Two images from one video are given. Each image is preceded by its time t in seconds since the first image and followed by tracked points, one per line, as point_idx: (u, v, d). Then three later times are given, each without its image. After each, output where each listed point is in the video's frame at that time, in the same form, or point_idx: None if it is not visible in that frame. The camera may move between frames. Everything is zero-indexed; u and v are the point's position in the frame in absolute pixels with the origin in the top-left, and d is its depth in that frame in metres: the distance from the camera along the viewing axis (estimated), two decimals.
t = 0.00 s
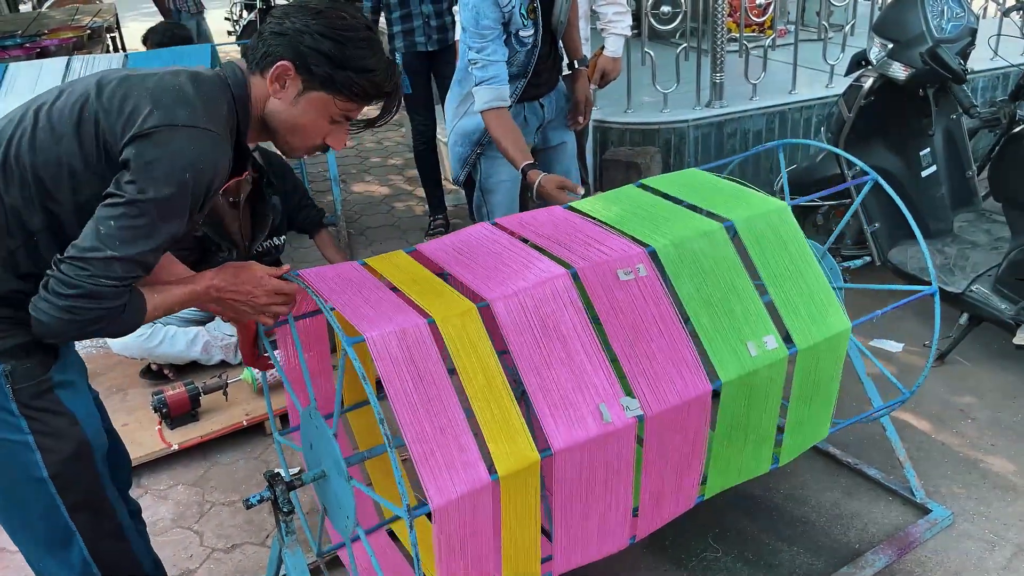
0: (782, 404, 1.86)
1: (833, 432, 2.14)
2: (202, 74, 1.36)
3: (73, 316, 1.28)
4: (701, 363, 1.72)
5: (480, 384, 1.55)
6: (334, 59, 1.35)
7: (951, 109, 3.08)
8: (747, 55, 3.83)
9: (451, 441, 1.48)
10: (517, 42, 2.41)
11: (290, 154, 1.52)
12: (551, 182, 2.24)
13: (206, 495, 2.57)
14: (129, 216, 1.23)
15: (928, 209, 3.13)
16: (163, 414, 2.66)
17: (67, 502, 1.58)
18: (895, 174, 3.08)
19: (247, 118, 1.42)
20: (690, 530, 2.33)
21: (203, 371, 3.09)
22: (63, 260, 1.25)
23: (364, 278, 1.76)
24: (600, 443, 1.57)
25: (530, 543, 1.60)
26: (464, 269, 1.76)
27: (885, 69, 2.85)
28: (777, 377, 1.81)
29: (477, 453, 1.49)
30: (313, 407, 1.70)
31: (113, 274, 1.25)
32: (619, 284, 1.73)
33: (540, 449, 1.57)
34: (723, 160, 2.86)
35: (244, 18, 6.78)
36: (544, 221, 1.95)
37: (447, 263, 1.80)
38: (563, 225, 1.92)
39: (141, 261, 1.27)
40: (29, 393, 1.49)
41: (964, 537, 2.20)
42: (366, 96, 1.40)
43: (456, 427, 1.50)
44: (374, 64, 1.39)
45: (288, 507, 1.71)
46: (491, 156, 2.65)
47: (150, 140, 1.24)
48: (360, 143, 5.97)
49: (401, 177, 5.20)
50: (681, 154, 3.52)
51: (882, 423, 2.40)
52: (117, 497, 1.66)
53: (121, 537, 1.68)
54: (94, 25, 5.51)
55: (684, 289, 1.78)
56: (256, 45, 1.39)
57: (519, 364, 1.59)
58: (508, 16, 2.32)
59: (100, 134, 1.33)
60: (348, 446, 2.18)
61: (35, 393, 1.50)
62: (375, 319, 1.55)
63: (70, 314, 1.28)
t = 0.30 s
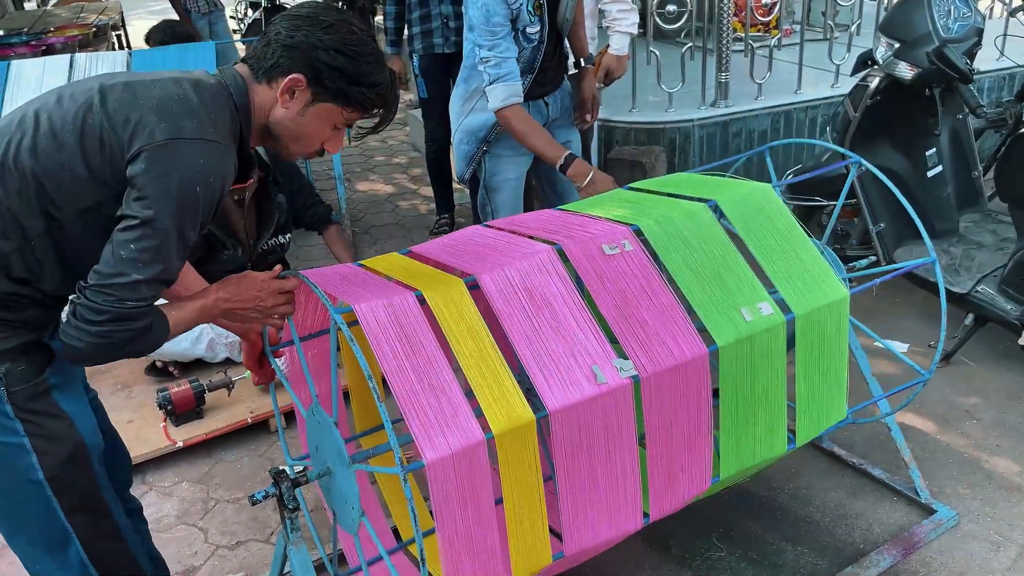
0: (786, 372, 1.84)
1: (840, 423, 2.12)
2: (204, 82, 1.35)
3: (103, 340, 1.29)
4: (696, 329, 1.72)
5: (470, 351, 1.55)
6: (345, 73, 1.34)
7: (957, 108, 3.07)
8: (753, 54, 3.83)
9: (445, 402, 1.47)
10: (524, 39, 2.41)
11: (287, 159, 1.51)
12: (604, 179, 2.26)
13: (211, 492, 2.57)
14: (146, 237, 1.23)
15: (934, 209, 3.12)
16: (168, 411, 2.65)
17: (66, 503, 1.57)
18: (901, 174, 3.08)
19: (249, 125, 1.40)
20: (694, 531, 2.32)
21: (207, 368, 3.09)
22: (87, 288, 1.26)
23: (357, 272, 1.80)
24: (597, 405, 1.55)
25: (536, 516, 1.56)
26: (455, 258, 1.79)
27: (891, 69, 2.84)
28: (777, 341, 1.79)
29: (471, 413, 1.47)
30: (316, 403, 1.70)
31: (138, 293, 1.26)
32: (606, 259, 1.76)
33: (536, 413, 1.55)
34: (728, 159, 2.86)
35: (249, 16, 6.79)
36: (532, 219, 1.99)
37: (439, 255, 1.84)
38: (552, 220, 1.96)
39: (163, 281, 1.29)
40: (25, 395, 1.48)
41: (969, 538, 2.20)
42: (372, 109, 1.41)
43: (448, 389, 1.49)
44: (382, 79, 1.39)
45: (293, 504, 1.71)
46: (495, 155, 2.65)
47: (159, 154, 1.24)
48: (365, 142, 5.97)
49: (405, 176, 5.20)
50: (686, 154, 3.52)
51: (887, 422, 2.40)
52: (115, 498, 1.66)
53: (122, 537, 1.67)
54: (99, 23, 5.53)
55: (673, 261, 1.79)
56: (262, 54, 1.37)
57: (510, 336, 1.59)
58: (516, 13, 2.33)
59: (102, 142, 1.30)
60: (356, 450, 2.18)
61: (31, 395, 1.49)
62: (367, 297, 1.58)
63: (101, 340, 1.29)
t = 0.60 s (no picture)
0: (786, 371, 1.84)
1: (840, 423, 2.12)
2: (206, 81, 1.36)
3: (110, 341, 1.28)
4: (696, 328, 1.72)
5: (472, 348, 1.56)
6: (357, 91, 1.36)
7: (960, 110, 3.07)
8: (756, 54, 3.83)
9: (446, 399, 1.47)
10: (521, 23, 2.40)
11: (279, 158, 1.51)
12: (584, 162, 2.29)
13: (213, 488, 2.58)
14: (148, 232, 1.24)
15: (936, 210, 3.13)
16: (171, 407, 2.68)
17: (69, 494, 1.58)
18: (903, 174, 3.08)
19: (250, 122, 1.40)
20: (694, 529, 2.33)
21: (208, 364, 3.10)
22: (89, 291, 1.26)
23: (358, 269, 1.81)
24: (597, 403, 1.56)
25: (536, 513, 1.57)
26: (457, 256, 1.80)
27: (894, 69, 2.84)
28: (778, 340, 1.80)
29: (472, 410, 1.48)
30: (318, 399, 1.71)
31: (139, 289, 1.26)
32: (608, 258, 1.76)
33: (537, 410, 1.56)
34: (730, 158, 2.86)
35: (254, 15, 6.81)
36: (534, 217, 2.00)
37: (442, 253, 1.85)
38: (555, 218, 1.97)
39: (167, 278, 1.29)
40: (27, 387, 1.49)
41: (969, 537, 2.20)
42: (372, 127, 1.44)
43: (449, 386, 1.49)
44: (388, 103, 1.42)
45: (294, 499, 1.72)
46: (497, 155, 2.67)
47: (161, 151, 1.25)
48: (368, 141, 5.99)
49: (408, 175, 5.21)
50: (689, 153, 3.52)
51: (887, 422, 2.40)
52: (116, 491, 1.66)
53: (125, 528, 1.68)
54: (104, 21, 5.54)
55: (674, 260, 1.80)
56: (277, 54, 1.37)
57: (513, 333, 1.60)
58: None
59: (101, 137, 1.31)
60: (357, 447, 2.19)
61: (34, 387, 1.50)
62: (370, 293, 1.59)
63: (105, 340, 1.28)
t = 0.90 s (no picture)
0: (787, 371, 1.85)
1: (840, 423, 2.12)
2: (206, 82, 1.37)
3: (170, 362, 1.31)
4: (697, 327, 1.73)
5: (473, 345, 1.56)
6: (358, 96, 1.37)
7: (962, 111, 3.07)
8: (759, 55, 3.83)
9: (447, 396, 1.48)
10: None
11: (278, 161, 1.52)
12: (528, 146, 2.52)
13: (214, 484, 2.59)
14: (164, 245, 1.25)
15: (938, 211, 3.13)
16: (172, 403, 2.71)
17: (70, 489, 1.57)
18: (905, 175, 3.08)
19: (250, 124, 1.41)
20: (694, 528, 2.33)
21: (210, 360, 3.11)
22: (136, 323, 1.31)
23: (360, 265, 1.81)
24: (598, 401, 1.56)
25: (537, 510, 1.57)
26: (460, 253, 1.80)
27: (896, 70, 2.85)
28: (777, 341, 1.81)
29: (473, 407, 1.48)
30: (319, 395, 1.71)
31: (179, 302, 1.29)
32: (610, 256, 1.77)
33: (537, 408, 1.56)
34: (733, 158, 2.86)
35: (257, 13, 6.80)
36: (537, 215, 2.00)
37: (444, 250, 1.85)
38: (557, 216, 1.97)
39: (199, 287, 1.30)
40: (27, 383, 1.48)
41: (968, 538, 2.21)
42: (373, 132, 1.45)
43: (451, 384, 1.50)
44: (389, 108, 1.44)
45: (296, 493, 1.73)
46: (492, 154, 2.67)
47: (171, 162, 1.25)
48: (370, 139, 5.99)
49: (410, 173, 5.22)
50: (691, 154, 3.52)
51: (887, 422, 2.40)
52: (119, 485, 1.66)
53: (127, 524, 1.68)
54: (108, 18, 5.54)
55: (676, 259, 1.80)
56: (278, 57, 1.38)
57: (514, 331, 1.60)
58: None
59: (103, 141, 1.31)
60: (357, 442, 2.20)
61: (33, 383, 1.48)
62: (372, 289, 1.59)
63: (165, 360, 1.31)
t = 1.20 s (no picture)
0: (790, 374, 1.85)
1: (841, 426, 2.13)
2: (211, 86, 1.37)
3: (217, 367, 1.36)
4: (701, 329, 1.73)
5: (478, 346, 1.57)
6: (368, 102, 1.38)
7: (966, 114, 3.07)
8: (763, 57, 3.83)
9: (452, 397, 1.48)
10: None
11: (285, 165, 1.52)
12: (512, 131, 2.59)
13: (216, 481, 2.60)
14: (179, 255, 1.27)
15: (941, 214, 3.13)
16: (175, 400, 2.70)
17: (73, 488, 1.57)
18: (908, 178, 3.08)
19: (257, 130, 1.41)
20: (695, 528, 2.34)
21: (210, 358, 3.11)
22: (178, 336, 1.35)
23: (364, 263, 1.81)
24: (601, 402, 1.57)
25: (539, 511, 1.58)
26: (465, 253, 1.80)
27: (901, 73, 2.84)
28: (781, 344, 1.81)
29: (478, 409, 1.49)
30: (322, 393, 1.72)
31: (213, 306, 1.33)
32: (615, 258, 1.77)
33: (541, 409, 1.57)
34: (737, 159, 2.86)
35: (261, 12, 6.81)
36: (541, 215, 2.00)
37: (449, 249, 1.85)
38: (562, 217, 1.97)
39: (229, 288, 1.35)
40: (28, 382, 1.47)
41: (969, 540, 2.21)
42: (381, 135, 1.46)
43: (456, 385, 1.50)
44: (397, 112, 1.44)
45: (299, 492, 1.74)
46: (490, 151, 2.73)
47: (180, 163, 1.26)
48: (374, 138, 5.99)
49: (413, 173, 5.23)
50: (694, 155, 3.53)
51: (890, 425, 2.40)
52: (124, 483, 1.66)
53: (132, 521, 1.67)
54: (112, 16, 5.55)
55: (680, 261, 1.81)
56: (285, 64, 1.38)
57: (519, 332, 1.60)
58: None
59: (108, 147, 1.31)
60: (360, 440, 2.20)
61: (34, 382, 1.48)
62: (377, 288, 1.59)
63: (214, 367, 1.36)
